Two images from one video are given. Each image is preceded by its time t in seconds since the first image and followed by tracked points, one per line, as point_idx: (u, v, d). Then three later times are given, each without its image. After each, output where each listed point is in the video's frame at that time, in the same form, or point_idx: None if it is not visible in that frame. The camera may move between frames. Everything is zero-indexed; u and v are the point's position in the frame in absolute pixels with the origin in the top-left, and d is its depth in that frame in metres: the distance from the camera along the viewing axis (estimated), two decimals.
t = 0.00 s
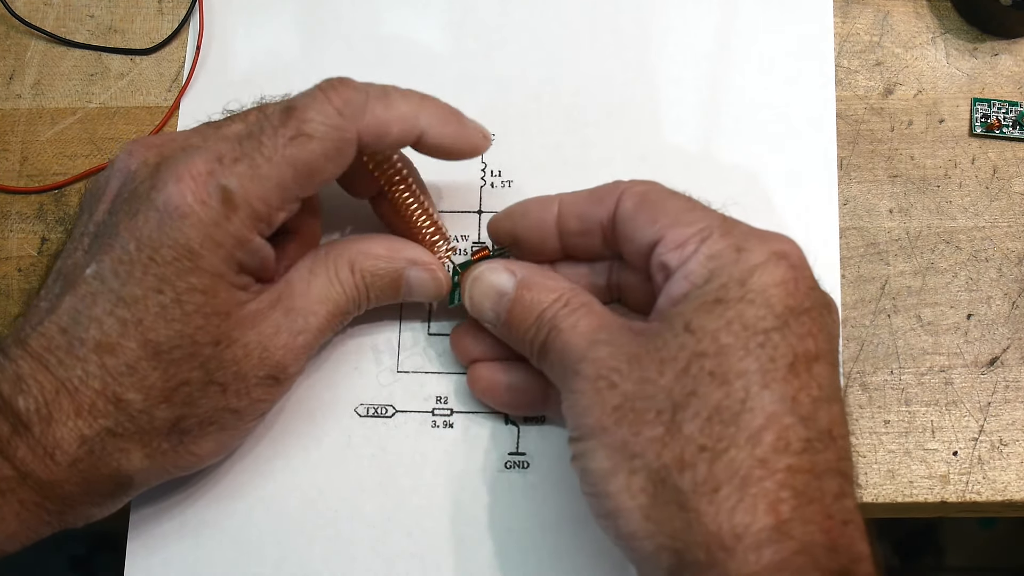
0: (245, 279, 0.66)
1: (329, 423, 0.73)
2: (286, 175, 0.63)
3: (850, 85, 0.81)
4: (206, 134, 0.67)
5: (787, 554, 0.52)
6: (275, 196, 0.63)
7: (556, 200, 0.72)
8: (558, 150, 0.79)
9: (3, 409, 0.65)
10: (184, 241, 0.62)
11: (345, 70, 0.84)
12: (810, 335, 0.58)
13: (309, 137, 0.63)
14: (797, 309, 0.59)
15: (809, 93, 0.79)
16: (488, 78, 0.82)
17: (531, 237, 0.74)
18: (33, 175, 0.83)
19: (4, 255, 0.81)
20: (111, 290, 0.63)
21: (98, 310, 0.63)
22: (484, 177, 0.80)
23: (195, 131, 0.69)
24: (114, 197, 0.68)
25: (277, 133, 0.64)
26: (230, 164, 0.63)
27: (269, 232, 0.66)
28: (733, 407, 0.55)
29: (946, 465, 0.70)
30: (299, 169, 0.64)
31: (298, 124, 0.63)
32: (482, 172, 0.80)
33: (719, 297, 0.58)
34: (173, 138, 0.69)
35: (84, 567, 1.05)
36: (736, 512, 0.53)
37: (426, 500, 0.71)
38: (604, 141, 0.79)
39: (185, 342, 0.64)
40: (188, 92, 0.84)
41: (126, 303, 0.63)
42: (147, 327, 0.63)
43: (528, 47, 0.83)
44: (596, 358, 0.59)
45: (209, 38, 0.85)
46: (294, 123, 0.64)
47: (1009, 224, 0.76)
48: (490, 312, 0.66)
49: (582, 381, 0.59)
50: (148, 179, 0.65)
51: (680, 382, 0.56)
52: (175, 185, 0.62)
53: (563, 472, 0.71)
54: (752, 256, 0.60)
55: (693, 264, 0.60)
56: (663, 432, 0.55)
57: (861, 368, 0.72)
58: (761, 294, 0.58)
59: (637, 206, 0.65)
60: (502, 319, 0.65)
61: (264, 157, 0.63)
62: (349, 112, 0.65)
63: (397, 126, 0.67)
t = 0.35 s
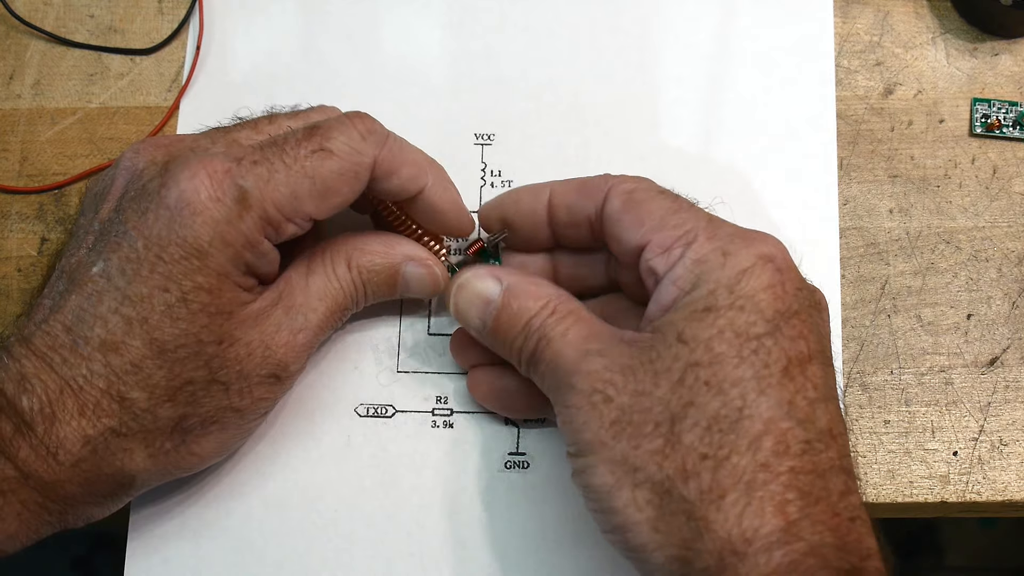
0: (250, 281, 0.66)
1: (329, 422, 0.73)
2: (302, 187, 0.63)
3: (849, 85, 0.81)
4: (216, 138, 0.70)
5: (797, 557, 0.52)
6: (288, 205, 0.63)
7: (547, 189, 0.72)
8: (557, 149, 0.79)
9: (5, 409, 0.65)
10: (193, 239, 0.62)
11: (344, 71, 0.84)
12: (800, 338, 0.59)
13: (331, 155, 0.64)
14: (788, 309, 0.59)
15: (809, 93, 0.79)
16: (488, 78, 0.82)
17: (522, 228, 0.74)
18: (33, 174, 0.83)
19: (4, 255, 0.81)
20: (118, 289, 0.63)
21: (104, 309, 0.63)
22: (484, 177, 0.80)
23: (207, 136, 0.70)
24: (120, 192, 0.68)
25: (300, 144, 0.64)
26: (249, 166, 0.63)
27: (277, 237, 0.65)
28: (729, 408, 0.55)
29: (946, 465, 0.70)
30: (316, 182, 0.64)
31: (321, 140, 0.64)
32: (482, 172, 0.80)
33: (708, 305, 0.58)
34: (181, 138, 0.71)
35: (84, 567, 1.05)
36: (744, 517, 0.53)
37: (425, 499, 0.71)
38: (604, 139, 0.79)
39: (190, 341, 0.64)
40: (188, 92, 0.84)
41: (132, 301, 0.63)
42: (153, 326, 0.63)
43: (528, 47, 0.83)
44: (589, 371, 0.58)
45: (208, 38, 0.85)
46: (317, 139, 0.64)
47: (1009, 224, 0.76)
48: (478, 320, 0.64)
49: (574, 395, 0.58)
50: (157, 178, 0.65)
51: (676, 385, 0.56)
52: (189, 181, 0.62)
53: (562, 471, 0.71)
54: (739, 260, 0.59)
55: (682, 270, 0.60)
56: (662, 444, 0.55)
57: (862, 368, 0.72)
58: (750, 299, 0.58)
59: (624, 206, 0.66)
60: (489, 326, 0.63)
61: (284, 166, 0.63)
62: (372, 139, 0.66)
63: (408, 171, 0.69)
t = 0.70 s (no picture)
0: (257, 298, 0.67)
1: (329, 424, 0.73)
2: (313, 197, 0.63)
3: (850, 84, 0.81)
4: (224, 146, 0.70)
5: (789, 547, 0.52)
6: (300, 216, 0.64)
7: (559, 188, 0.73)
8: (558, 150, 0.79)
9: (5, 415, 0.64)
10: (204, 255, 0.62)
11: (344, 70, 0.84)
12: (800, 330, 0.59)
13: (340, 163, 0.64)
14: (789, 305, 0.59)
15: (809, 94, 0.79)
16: (488, 79, 0.82)
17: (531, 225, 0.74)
18: (33, 175, 0.83)
19: (4, 255, 0.81)
20: (124, 300, 0.63)
21: (109, 320, 0.63)
22: (484, 177, 0.80)
23: (220, 147, 0.70)
24: (133, 204, 0.68)
25: (309, 154, 0.64)
26: (261, 180, 0.63)
27: (289, 250, 0.66)
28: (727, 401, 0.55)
29: (945, 465, 0.70)
30: (327, 192, 0.64)
31: (331, 149, 0.65)
32: (482, 172, 0.80)
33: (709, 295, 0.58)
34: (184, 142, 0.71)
35: (84, 568, 1.05)
36: (738, 506, 0.53)
37: (425, 501, 0.71)
38: (604, 139, 0.79)
39: (194, 356, 0.64)
40: (188, 92, 0.84)
41: (137, 314, 0.63)
42: (158, 339, 0.63)
43: (528, 47, 0.83)
44: (603, 351, 0.58)
45: (208, 38, 0.85)
46: (325, 147, 0.65)
47: (1009, 224, 0.76)
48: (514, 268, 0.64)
49: (584, 371, 0.58)
50: (170, 191, 0.65)
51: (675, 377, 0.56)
52: (202, 196, 0.62)
53: (562, 471, 0.71)
54: (739, 250, 0.60)
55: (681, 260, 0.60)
56: (664, 428, 0.55)
57: (861, 368, 0.72)
58: (752, 289, 0.58)
59: (630, 199, 0.66)
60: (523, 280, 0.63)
61: (295, 177, 0.63)
62: (379, 144, 0.66)
63: (416, 173, 0.69)
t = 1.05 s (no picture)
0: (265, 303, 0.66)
1: (330, 425, 0.73)
2: (319, 196, 0.64)
3: (850, 85, 0.81)
4: (225, 151, 0.70)
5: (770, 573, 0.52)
6: (307, 216, 0.64)
7: (553, 174, 0.72)
8: (557, 150, 0.79)
9: (8, 417, 0.65)
10: (211, 258, 0.62)
11: (343, 71, 0.84)
12: (792, 353, 0.59)
13: (343, 162, 0.65)
14: (782, 323, 0.59)
15: (809, 94, 0.79)
16: (489, 78, 0.82)
17: (528, 213, 0.73)
18: (33, 175, 0.83)
19: (4, 255, 0.81)
20: (129, 305, 0.63)
21: (114, 325, 0.63)
22: (484, 177, 0.80)
23: (222, 149, 0.70)
24: (139, 209, 0.67)
25: (312, 156, 0.65)
26: (266, 181, 0.63)
27: (296, 253, 0.66)
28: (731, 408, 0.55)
29: (946, 465, 0.70)
30: (332, 192, 0.64)
31: (332, 150, 0.65)
32: (482, 172, 0.80)
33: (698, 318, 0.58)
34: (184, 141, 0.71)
35: (84, 567, 1.05)
36: (718, 532, 0.53)
37: (426, 500, 0.71)
38: (604, 139, 0.79)
39: (198, 363, 0.63)
40: (188, 92, 0.84)
41: (143, 320, 0.63)
42: (162, 346, 0.63)
43: (528, 47, 0.83)
44: (578, 370, 0.58)
45: (208, 38, 0.85)
46: (328, 149, 0.66)
47: (1009, 224, 0.76)
48: (506, 285, 0.65)
49: (593, 368, 0.58)
50: (175, 197, 0.65)
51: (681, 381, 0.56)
52: (207, 199, 0.62)
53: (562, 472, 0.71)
54: (733, 273, 0.60)
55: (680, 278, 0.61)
56: (642, 451, 0.55)
57: (861, 368, 0.72)
58: (741, 313, 0.58)
59: (626, 201, 0.66)
60: (508, 297, 0.64)
61: (299, 178, 0.64)
62: (380, 143, 0.67)
63: (418, 172, 0.70)
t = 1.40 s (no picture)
0: (257, 300, 0.66)
1: (329, 425, 0.73)
2: (316, 205, 0.64)
3: (850, 85, 0.81)
4: (213, 144, 0.70)
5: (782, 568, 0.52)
6: (302, 222, 0.64)
7: (583, 169, 0.71)
8: (558, 150, 0.79)
9: (5, 421, 0.65)
10: (205, 258, 0.62)
11: (343, 71, 0.84)
12: (818, 347, 0.59)
13: (343, 173, 0.65)
14: (808, 317, 0.60)
15: (809, 94, 0.79)
16: (489, 78, 0.82)
17: (559, 208, 0.72)
18: (33, 175, 0.83)
19: (4, 255, 0.81)
20: (124, 308, 0.63)
21: (109, 327, 0.63)
22: (484, 177, 0.80)
23: (207, 145, 0.70)
24: (132, 211, 0.67)
25: (312, 164, 0.65)
26: (262, 185, 0.63)
27: (289, 255, 0.66)
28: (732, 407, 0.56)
29: (946, 465, 0.70)
30: (330, 202, 0.64)
31: (333, 159, 0.65)
32: (482, 172, 0.80)
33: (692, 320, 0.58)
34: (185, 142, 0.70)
35: (83, 568, 1.05)
36: (753, 519, 0.53)
37: (426, 500, 0.71)
38: (604, 139, 0.79)
39: (195, 363, 0.64)
40: (188, 92, 0.84)
41: (138, 321, 0.63)
42: (159, 347, 0.63)
43: (528, 47, 0.83)
44: (610, 353, 0.57)
45: (208, 38, 0.85)
46: (328, 158, 0.65)
47: (1009, 224, 0.76)
48: (544, 254, 0.64)
49: (590, 375, 0.57)
50: (168, 198, 0.65)
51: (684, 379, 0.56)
52: (202, 200, 0.62)
53: (561, 472, 0.71)
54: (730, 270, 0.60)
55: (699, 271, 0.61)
56: (677, 438, 0.55)
57: (860, 368, 0.72)
58: (774, 305, 0.59)
59: (660, 188, 0.66)
60: (542, 266, 0.63)
61: (297, 184, 0.64)
62: (381, 157, 0.67)
63: (418, 186, 0.69)
